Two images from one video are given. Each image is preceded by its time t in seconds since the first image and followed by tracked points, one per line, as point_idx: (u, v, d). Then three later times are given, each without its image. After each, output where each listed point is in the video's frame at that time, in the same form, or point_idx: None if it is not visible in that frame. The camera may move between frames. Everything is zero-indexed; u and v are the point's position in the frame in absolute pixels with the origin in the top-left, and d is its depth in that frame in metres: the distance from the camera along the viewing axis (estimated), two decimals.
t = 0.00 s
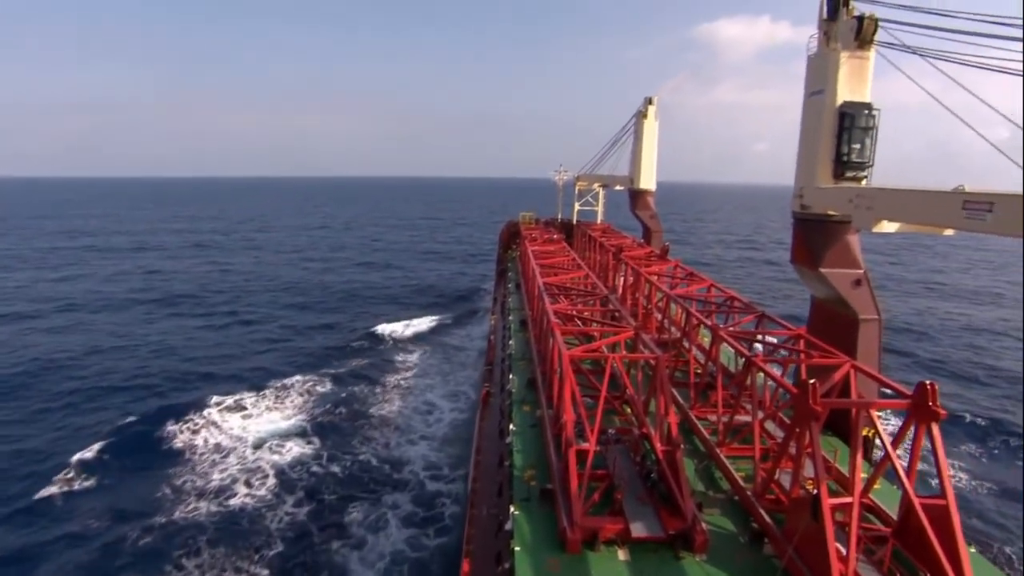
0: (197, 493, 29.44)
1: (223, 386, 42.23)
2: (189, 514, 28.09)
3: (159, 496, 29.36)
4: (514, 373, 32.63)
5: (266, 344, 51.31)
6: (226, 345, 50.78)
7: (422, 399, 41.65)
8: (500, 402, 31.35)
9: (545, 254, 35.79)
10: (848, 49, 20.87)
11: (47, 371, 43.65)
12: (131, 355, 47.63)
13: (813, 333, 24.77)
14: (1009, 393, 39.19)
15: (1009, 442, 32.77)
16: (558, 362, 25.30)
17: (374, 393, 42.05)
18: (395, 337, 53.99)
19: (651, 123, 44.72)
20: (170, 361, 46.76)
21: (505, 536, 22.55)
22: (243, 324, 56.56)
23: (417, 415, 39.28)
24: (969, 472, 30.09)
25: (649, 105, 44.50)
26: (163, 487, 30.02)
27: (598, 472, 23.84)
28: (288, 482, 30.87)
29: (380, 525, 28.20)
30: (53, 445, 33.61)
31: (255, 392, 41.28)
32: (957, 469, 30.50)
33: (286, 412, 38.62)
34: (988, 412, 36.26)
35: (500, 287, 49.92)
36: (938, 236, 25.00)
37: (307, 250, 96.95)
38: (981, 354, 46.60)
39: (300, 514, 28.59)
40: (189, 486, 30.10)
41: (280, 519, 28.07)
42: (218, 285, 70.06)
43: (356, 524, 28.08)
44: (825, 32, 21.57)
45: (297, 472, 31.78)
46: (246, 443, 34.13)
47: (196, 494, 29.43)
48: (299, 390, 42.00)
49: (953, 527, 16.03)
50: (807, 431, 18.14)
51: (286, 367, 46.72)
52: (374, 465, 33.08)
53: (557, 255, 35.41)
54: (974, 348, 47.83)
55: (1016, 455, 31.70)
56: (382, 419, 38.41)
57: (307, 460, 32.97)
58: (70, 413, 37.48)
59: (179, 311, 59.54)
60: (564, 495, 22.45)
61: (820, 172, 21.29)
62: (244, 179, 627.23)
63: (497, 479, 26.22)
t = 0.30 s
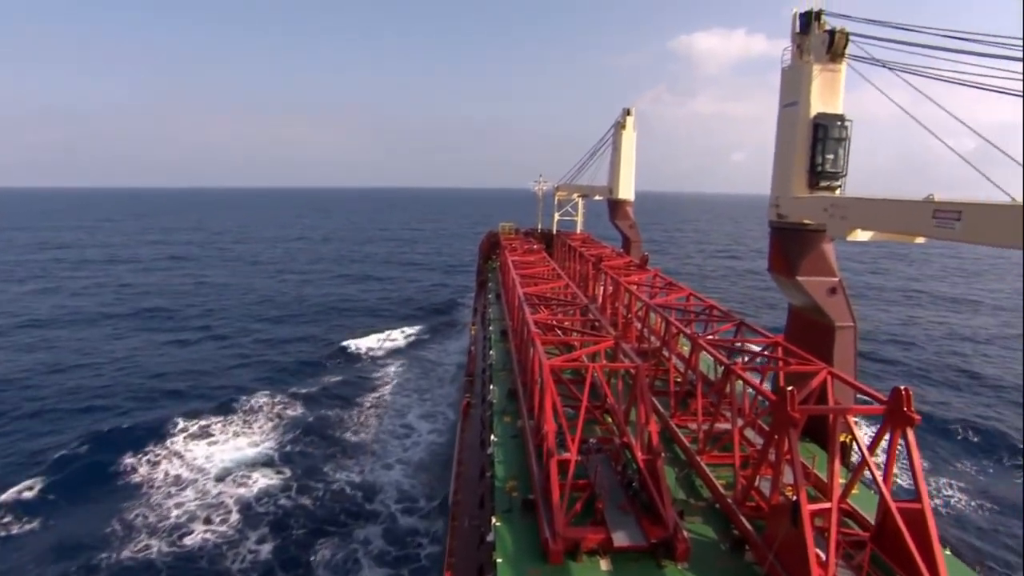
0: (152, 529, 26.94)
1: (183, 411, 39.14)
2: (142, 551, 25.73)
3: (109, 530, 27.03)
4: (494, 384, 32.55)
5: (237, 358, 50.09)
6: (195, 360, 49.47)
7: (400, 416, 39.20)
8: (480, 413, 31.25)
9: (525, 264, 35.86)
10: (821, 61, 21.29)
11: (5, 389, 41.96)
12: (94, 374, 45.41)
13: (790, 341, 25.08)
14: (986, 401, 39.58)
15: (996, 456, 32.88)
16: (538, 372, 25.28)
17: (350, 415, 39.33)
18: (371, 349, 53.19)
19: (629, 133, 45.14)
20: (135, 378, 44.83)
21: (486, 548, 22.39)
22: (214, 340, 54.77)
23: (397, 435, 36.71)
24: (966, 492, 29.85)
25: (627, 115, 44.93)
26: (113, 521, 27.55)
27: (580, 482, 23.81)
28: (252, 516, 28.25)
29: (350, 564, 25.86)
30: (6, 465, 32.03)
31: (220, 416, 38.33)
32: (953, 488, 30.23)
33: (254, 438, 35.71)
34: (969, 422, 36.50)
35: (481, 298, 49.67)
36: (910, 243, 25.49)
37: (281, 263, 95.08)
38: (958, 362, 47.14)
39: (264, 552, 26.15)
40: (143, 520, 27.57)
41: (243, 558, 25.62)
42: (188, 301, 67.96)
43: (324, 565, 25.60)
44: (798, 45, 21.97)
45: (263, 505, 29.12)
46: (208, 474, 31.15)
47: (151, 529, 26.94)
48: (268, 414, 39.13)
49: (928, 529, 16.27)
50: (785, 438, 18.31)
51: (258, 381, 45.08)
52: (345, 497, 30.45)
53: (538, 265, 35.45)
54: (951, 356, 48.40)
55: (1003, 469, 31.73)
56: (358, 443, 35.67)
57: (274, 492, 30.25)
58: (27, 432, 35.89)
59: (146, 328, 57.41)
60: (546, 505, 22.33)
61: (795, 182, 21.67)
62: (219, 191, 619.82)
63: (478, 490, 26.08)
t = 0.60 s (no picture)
0: (109, 561, 24.62)
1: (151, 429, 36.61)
2: None
3: (62, 563, 24.73)
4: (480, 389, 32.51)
5: (215, 365, 49.00)
6: (171, 367, 48.30)
7: (384, 430, 37.03)
8: (467, 419, 31.20)
9: (510, 269, 35.88)
10: (802, 68, 21.55)
11: None
12: (61, 385, 43.43)
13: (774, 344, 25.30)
14: (969, 403, 39.88)
15: (985, 461, 32.62)
16: (524, 376, 25.30)
17: (331, 430, 37.05)
18: (354, 356, 52.49)
19: (614, 138, 45.40)
20: (106, 387, 43.07)
21: (473, 554, 22.29)
22: (190, 349, 53.16)
23: (379, 451, 34.51)
24: (970, 506, 28.54)
25: (612, 120, 45.17)
26: (67, 553, 25.25)
27: (567, 486, 23.80)
28: (220, 547, 25.86)
29: None
30: None
31: (192, 435, 35.86)
32: (957, 503, 28.98)
33: (228, 457, 33.31)
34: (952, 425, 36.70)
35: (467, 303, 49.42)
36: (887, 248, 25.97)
37: (258, 270, 93.37)
38: (938, 364, 47.61)
39: None
40: (101, 551, 25.25)
41: None
42: (161, 310, 66.06)
43: None
44: (780, 52, 22.21)
45: (233, 534, 26.74)
46: (173, 501, 28.72)
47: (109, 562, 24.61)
48: (244, 432, 36.62)
49: (910, 529, 16.49)
50: (770, 440, 18.46)
51: (235, 389, 43.53)
52: (322, 522, 28.16)
53: (524, 270, 35.49)
54: (932, 360, 48.80)
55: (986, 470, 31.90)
56: (339, 462, 33.35)
57: (247, 519, 27.91)
58: None
59: (117, 337, 55.52)
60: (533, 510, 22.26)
61: (777, 188, 21.88)
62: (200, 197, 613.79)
63: (465, 496, 26.00)
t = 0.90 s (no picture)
0: None
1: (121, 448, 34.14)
2: None
3: None
4: (466, 392, 32.47)
5: (191, 373, 47.92)
6: (145, 375, 47.12)
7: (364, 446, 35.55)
8: (452, 422, 31.16)
9: (496, 272, 35.89)
10: (784, 72, 21.77)
11: None
12: (30, 394, 42.11)
13: (758, 345, 25.53)
14: (946, 405, 40.44)
15: (971, 466, 32.93)
16: (511, 380, 25.27)
17: (311, 448, 35.22)
18: (334, 363, 51.75)
19: (599, 142, 45.67)
20: (76, 398, 41.48)
21: (460, 558, 22.20)
22: (164, 359, 51.67)
23: (359, 470, 32.92)
24: (979, 520, 28.28)
25: (596, 124, 45.37)
26: None
27: (553, 489, 23.79)
28: None
29: None
30: None
31: (163, 454, 33.58)
32: (965, 516, 28.63)
33: (199, 478, 31.19)
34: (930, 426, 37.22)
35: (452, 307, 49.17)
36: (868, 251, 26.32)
37: (234, 276, 91.65)
38: (918, 367, 48.12)
39: None
40: None
41: None
42: (133, 318, 64.16)
43: None
44: (762, 56, 22.42)
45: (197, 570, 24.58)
46: (134, 530, 26.53)
47: None
48: (217, 450, 34.51)
49: (893, 529, 16.66)
50: (755, 441, 18.56)
51: (212, 398, 42.29)
52: (295, 553, 26.18)
53: (509, 273, 35.50)
54: (911, 363, 49.30)
55: (965, 473, 32.33)
56: (317, 484, 31.49)
57: (215, 551, 25.83)
58: None
59: (88, 346, 53.74)
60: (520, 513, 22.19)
61: (760, 190, 22.07)
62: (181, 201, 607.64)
63: (451, 499, 25.93)
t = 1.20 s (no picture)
0: None
1: (92, 467, 32.56)
2: None
3: None
4: (455, 394, 32.45)
5: (171, 381, 47.28)
6: (124, 383, 46.46)
7: (347, 459, 34.43)
8: (442, 425, 31.15)
9: (485, 274, 35.91)
10: (771, 75, 21.99)
11: None
12: (6, 403, 41.33)
13: (745, 347, 25.70)
14: (930, 407, 40.77)
15: (959, 468, 33.10)
16: (500, 382, 25.25)
17: (295, 464, 33.95)
18: (319, 369, 51.35)
19: (587, 144, 45.85)
20: (53, 408, 40.64)
21: (450, 561, 22.13)
22: (144, 366, 50.80)
23: (343, 489, 31.54)
24: (990, 532, 27.85)
25: (584, 126, 45.53)
26: None
27: (543, 491, 23.82)
28: None
29: None
30: None
31: (137, 472, 32.08)
32: (976, 527, 28.16)
33: (172, 499, 29.78)
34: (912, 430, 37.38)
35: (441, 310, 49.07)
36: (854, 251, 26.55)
37: (218, 280, 90.65)
38: (903, 370, 48.44)
39: None
40: None
41: None
42: (114, 324, 63.33)
43: None
44: (748, 59, 22.63)
45: None
46: (95, 559, 25.08)
47: None
48: (194, 467, 33.18)
49: (880, 528, 16.78)
50: (743, 442, 18.65)
51: (193, 406, 41.69)
52: None
53: (498, 275, 35.54)
54: (895, 367, 49.62)
55: (955, 476, 32.40)
56: (297, 506, 30.04)
57: None
58: None
59: (66, 353, 52.73)
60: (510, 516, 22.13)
61: (747, 192, 22.24)
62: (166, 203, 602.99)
63: (441, 502, 25.87)
